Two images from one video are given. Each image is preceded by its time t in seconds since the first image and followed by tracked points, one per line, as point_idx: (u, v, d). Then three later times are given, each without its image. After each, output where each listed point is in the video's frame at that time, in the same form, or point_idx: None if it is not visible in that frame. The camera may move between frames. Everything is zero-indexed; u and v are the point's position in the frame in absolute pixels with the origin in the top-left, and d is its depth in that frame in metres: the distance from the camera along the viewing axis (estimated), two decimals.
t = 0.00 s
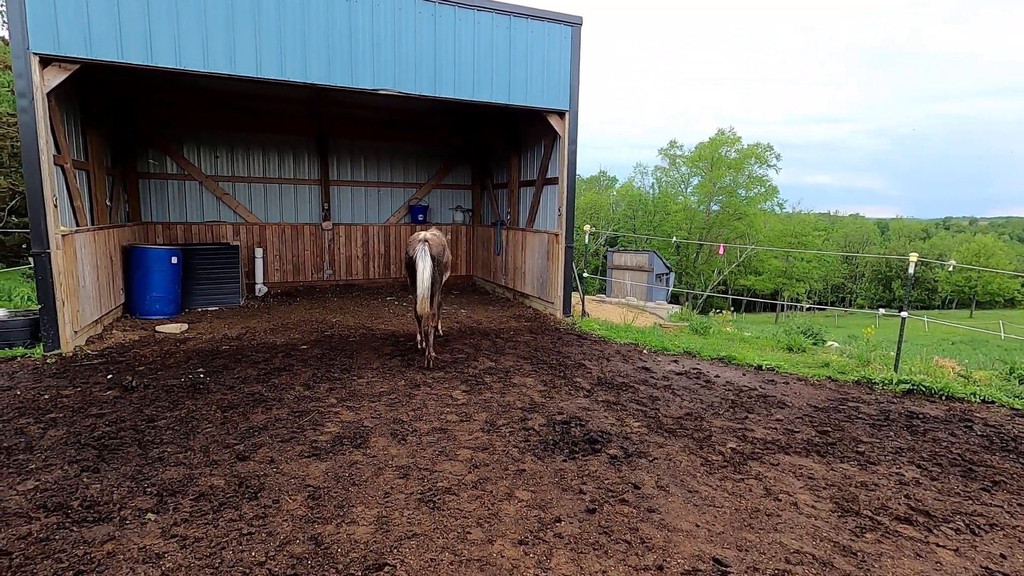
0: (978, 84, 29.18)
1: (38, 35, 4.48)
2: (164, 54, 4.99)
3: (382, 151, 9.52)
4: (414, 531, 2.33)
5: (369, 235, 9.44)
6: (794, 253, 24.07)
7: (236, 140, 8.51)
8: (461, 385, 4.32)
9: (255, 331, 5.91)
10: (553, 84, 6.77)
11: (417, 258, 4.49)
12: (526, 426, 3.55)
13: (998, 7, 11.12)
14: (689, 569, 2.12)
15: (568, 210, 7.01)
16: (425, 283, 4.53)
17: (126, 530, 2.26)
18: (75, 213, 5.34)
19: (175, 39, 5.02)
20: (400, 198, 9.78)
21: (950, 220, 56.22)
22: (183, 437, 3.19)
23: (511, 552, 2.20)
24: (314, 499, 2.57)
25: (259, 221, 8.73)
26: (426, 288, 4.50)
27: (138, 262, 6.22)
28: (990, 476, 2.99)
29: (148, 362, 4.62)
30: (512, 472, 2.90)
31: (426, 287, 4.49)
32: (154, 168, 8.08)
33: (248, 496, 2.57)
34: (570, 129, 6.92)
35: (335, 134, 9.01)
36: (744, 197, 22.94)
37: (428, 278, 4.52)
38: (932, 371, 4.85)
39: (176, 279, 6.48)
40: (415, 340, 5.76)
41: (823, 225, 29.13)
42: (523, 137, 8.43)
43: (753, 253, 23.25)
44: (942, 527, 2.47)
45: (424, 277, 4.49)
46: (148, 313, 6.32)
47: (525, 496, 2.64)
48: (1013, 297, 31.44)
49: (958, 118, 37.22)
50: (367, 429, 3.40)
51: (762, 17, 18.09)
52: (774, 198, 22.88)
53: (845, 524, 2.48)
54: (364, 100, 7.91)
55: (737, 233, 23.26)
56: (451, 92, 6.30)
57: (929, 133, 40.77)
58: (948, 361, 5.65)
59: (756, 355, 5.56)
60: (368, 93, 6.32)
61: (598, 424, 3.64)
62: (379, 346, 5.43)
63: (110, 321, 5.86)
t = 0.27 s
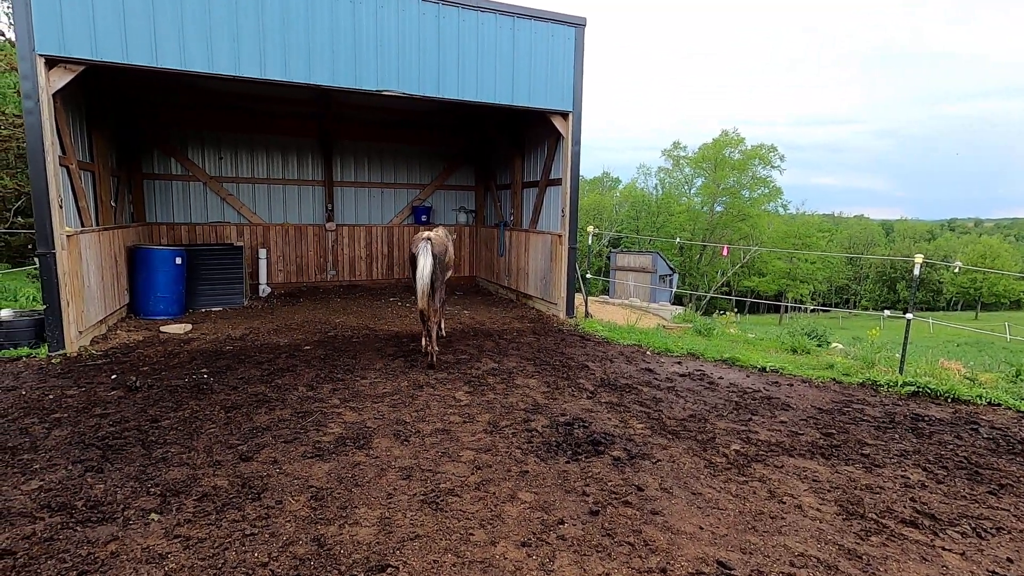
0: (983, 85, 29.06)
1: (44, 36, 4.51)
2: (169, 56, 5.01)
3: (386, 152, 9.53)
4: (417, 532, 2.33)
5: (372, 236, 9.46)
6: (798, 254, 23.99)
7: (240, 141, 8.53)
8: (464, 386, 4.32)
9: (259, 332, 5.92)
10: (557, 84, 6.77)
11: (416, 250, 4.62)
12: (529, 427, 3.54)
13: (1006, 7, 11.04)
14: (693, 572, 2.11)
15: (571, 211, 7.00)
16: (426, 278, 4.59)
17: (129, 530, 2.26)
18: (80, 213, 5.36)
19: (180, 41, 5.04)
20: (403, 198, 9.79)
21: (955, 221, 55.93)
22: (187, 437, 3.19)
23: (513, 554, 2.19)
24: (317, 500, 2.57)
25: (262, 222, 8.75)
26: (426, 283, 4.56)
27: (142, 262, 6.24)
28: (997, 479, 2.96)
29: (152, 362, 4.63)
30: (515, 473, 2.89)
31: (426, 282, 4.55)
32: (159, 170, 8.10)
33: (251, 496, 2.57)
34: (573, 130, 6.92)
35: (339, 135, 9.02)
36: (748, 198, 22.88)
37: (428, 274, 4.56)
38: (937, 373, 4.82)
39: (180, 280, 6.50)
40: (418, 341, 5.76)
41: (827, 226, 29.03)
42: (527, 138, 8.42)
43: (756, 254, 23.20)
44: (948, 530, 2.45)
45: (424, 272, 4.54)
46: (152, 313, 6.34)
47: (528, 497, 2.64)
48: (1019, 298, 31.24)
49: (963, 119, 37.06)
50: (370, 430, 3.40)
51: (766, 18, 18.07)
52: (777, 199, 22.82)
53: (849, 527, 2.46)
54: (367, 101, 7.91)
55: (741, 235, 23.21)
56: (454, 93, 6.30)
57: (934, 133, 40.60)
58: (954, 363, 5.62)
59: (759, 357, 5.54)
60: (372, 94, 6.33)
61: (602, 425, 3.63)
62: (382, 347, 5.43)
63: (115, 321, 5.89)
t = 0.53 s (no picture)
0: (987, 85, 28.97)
1: (49, 37, 4.53)
2: (172, 56, 5.02)
3: (388, 152, 9.54)
4: (419, 533, 2.32)
5: (375, 237, 9.47)
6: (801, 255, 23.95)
7: (243, 141, 8.54)
8: (466, 387, 4.32)
9: (262, 332, 5.93)
10: (559, 84, 6.76)
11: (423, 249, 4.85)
12: (531, 428, 3.54)
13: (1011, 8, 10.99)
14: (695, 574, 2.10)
15: (574, 211, 6.99)
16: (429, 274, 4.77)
17: (132, 530, 2.27)
18: (84, 214, 5.38)
19: (184, 41, 5.05)
20: (406, 199, 9.79)
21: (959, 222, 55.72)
22: (189, 437, 3.20)
23: (515, 555, 2.19)
24: (319, 500, 2.57)
25: (265, 222, 8.76)
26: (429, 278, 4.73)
27: (146, 262, 6.26)
28: (1002, 481, 2.94)
29: (155, 362, 4.64)
30: (517, 474, 2.89)
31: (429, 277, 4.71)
32: (162, 170, 8.13)
33: (253, 496, 2.57)
34: (575, 130, 6.92)
35: (341, 135, 9.03)
36: (751, 199, 22.83)
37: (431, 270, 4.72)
38: (941, 375, 4.80)
39: (183, 280, 6.52)
40: (420, 341, 5.76)
41: (831, 227, 28.96)
42: (529, 138, 8.42)
43: (759, 255, 23.15)
44: (953, 533, 2.43)
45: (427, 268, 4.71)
46: (155, 313, 6.36)
47: (530, 498, 2.63)
48: None
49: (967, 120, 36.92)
50: (372, 431, 3.40)
51: (769, 19, 18.05)
52: (780, 200, 22.78)
53: (853, 529, 2.45)
54: (370, 102, 7.92)
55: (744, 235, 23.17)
56: (457, 93, 6.31)
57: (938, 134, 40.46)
58: (958, 365, 5.59)
59: (762, 358, 5.53)
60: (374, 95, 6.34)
61: (604, 426, 3.62)
62: (384, 348, 5.43)
63: (118, 321, 5.90)
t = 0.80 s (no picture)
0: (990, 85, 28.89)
1: (49, 38, 4.54)
2: (173, 57, 5.03)
3: (389, 153, 9.54)
4: (416, 534, 2.32)
5: (375, 237, 9.48)
6: (803, 256, 23.92)
7: (243, 141, 8.55)
8: (466, 388, 4.32)
9: (262, 332, 5.93)
10: (560, 85, 6.76)
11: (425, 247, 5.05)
12: (530, 429, 3.54)
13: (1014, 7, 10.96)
14: None
15: (574, 212, 6.99)
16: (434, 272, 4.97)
17: (130, 530, 2.27)
18: (84, 214, 5.39)
19: (184, 42, 5.06)
20: (407, 199, 9.79)
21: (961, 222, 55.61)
22: (188, 438, 3.20)
23: (513, 557, 2.18)
24: (317, 501, 2.57)
25: (266, 222, 8.77)
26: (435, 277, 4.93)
27: (146, 262, 6.27)
28: (1002, 484, 2.93)
29: (155, 362, 4.65)
30: (516, 476, 2.89)
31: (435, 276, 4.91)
32: (163, 170, 8.14)
33: (251, 497, 2.57)
34: (576, 130, 6.90)
35: (342, 135, 9.04)
36: (753, 199, 22.80)
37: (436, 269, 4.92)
38: (942, 376, 4.78)
39: (184, 280, 6.52)
40: (420, 341, 5.77)
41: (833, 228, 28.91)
42: (530, 138, 8.41)
43: (761, 256, 23.13)
44: (952, 536, 2.42)
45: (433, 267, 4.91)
46: (156, 313, 6.37)
47: (529, 500, 2.62)
48: None
49: (969, 120, 36.84)
50: (371, 432, 3.40)
51: (771, 19, 18.03)
52: (782, 200, 22.75)
53: (852, 531, 2.44)
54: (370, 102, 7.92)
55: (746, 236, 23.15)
56: (457, 93, 6.30)
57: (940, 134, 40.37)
58: (960, 366, 5.57)
59: (763, 359, 5.52)
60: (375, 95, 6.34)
61: (603, 428, 3.62)
62: (385, 348, 5.43)
63: (119, 321, 5.91)
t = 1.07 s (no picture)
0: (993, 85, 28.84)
1: (51, 37, 4.54)
2: (174, 56, 5.03)
3: (390, 152, 9.55)
4: (416, 533, 2.32)
5: (376, 236, 9.49)
6: (805, 255, 23.91)
7: (245, 141, 8.57)
8: (466, 387, 4.32)
9: (263, 331, 5.94)
10: (561, 85, 6.75)
11: (427, 244, 5.36)
12: (530, 428, 3.54)
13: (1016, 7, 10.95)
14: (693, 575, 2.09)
15: (575, 211, 6.98)
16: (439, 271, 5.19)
17: (130, 529, 2.27)
18: (86, 213, 5.40)
19: (185, 41, 5.06)
20: (408, 198, 9.79)
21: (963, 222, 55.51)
22: (189, 436, 3.20)
23: (513, 556, 2.18)
24: (318, 499, 2.57)
25: (267, 222, 8.78)
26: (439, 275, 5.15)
27: (148, 261, 6.28)
28: (1003, 483, 2.93)
29: (156, 361, 4.65)
30: (516, 475, 2.89)
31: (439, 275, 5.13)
32: (165, 169, 8.16)
33: (252, 496, 2.57)
34: (577, 130, 6.90)
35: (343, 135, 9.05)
36: (754, 199, 22.78)
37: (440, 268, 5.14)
38: (943, 376, 4.78)
39: (185, 279, 6.53)
40: (421, 340, 5.77)
41: (834, 227, 28.91)
42: (531, 138, 8.41)
43: (762, 255, 23.12)
44: (953, 535, 2.42)
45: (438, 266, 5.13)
46: (157, 312, 6.38)
47: (528, 499, 2.63)
48: None
49: (971, 120, 36.77)
50: (372, 430, 3.40)
51: (773, 19, 18.02)
52: (784, 200, 22.74)
53: (852, 531, 2.44)
54: (372, 102, 7.93)
55: (747, 235, 23.16)
56: (458, 93, 6.30)
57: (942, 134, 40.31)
58: (961, 366, 5.56)
59: (764, 358, 5.52)
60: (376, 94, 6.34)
61: (604, 427, 3.62)
62: (385, 347, 5.44)
63: (120, 321, 5.92)
